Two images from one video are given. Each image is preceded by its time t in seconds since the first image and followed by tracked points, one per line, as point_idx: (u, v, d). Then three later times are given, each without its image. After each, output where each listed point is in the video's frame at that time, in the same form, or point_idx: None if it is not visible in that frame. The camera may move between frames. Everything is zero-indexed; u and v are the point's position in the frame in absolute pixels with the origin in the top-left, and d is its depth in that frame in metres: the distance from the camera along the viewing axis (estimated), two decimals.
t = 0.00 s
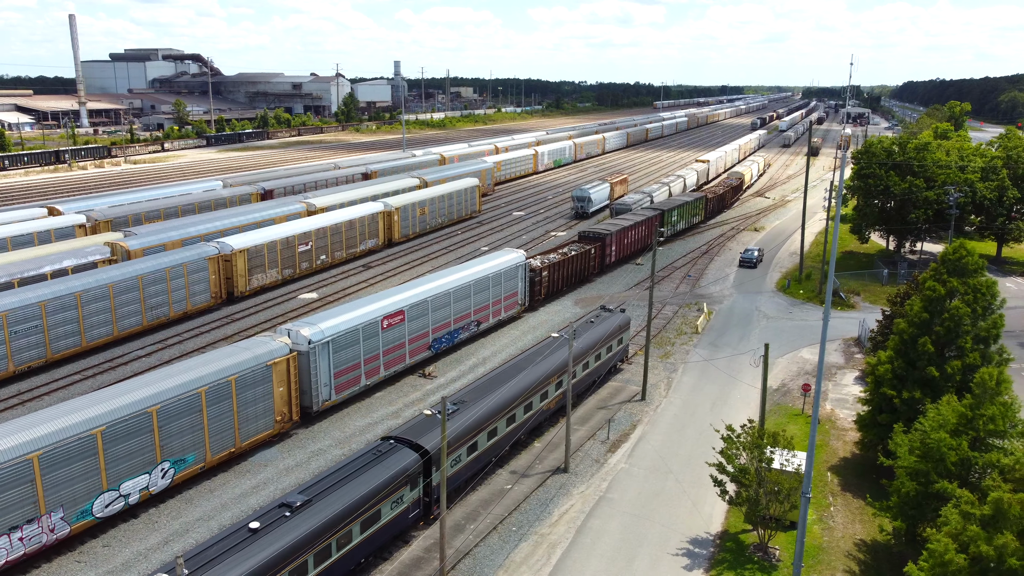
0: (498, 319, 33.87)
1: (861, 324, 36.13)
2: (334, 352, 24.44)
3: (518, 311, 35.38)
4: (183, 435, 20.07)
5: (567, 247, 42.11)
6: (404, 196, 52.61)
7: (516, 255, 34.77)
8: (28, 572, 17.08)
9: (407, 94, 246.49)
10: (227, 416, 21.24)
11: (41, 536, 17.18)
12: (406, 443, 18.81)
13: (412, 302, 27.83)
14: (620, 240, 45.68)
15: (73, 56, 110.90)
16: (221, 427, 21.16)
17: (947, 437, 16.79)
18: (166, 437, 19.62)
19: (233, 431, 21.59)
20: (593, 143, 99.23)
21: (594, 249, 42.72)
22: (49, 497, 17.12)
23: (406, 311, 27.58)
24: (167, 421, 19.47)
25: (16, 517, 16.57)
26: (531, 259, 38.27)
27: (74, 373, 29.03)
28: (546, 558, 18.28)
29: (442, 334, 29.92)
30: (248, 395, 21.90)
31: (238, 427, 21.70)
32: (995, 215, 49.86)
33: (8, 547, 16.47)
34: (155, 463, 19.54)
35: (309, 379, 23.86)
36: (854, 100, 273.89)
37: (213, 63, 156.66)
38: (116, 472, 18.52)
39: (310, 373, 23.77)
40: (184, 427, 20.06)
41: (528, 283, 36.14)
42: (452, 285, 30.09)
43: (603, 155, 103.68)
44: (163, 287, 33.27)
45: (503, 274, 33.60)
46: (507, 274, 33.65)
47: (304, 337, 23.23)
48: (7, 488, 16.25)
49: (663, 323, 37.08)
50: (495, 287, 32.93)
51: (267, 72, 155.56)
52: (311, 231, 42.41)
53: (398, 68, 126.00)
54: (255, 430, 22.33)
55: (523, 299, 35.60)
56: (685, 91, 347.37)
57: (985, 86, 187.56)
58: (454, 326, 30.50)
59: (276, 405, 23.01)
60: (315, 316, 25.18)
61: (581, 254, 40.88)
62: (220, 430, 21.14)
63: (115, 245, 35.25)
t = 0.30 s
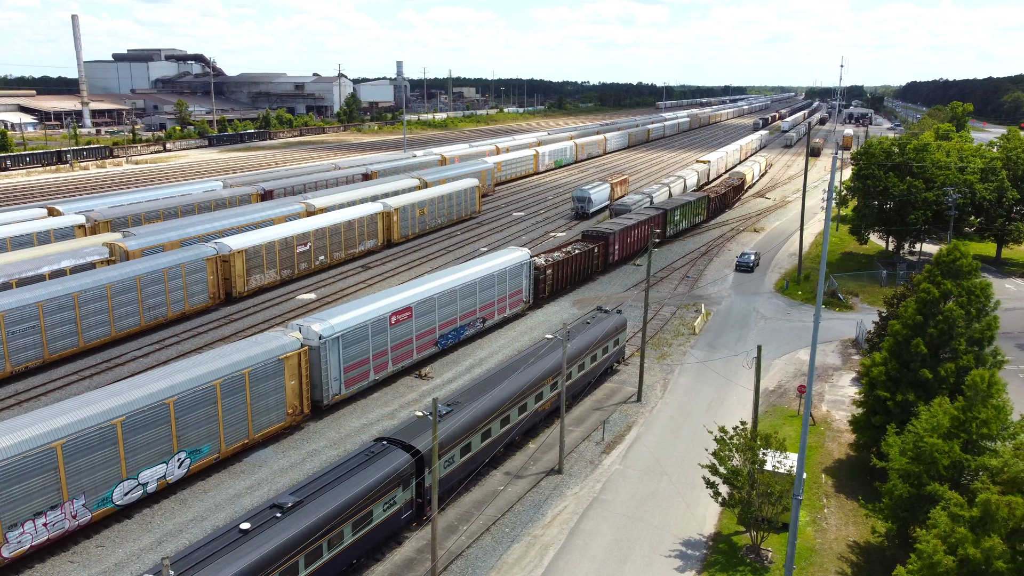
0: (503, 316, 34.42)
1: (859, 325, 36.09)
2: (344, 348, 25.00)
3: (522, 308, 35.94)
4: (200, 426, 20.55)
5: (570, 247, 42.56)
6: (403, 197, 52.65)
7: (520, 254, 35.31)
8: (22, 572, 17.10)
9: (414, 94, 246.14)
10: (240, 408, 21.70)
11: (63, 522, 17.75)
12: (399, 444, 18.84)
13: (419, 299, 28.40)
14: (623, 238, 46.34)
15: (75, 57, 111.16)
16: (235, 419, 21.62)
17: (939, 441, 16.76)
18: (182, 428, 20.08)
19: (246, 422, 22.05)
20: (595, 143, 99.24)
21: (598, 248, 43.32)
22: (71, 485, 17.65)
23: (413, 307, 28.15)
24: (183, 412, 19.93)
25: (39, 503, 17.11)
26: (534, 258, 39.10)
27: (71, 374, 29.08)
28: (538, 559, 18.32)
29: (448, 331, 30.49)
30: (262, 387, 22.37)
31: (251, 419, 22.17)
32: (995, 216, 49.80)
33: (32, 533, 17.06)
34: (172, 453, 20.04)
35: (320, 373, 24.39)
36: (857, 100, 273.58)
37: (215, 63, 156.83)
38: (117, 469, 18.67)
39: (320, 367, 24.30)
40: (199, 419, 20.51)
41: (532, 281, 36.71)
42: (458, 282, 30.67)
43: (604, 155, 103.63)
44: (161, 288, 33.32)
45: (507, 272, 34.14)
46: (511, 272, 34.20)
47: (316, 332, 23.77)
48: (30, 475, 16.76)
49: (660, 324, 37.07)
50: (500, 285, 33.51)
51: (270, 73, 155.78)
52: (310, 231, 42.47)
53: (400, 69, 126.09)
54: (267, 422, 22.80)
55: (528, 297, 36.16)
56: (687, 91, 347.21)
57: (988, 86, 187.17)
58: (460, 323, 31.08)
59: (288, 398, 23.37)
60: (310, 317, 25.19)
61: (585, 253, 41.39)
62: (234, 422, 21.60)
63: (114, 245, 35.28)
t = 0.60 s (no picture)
0: (509, 313, 35.03)
1: (858, 327, 36.00)
2: (354, 343, 25.63)
3: (528, 306, 36.59)
4: (216, 418, 21.19)
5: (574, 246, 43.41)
6: (404, 197, 52.73)
7: (526, 252, 35.88)
8: (16, 572, 17.11)
9: (418, 95, 246.04)
10: (255, 401, 22.36)
11: (87, 509, 18.38)
12: (393, 446, 18.87)
13: (427, 296, 29.02)
14: (627, 238, 47.15)
15: (79, 57, 111.39)
16: (249, 411, 22.26)
17: (931, 445, 16.79)
18: (200, 420, 20.70)
19: (260, 415, 22.70)
20: (597, 144, 99.16)
21: (602, 247, 44.15)
22: (95, 473, 18.29)
23: (422, 304, 28.77)
24: (198, 405, 20.45)
25: (65, 490, 17.76)
26: (539, 255, 39.89)
27: (70, 374, 29.12)
28: (531, 560, 18.34)
29: (455, 327, 31.13)
30: (276, 380, 23.04)
31: (265, 411, 22.81)
32: (996, 217, 49.61)
33: (57, 519, 17.73)
34: (190, 444, 20.66)
35: (331, 368, 25.05)
36: (862, 100, 272.77)
37: (219, 63, 156.88)
38: (139, 458, 19.30)
39: (331, 362, 24.94)
40: (216, 411, 21.14)
41: (538, 279, 37.34)
42: (465, 280, 31.29)
43: (606, 155, 103.52)
44: (160, 288, 33.37)
45: (513, 270, 34.74)
46: (517, 270, 34.80)
47: (327, 328, 24.39)
48: (56, 463, 17.41)
49: (659, 325, 37.04)
50: (506, 283, 34.12)
51: (274, 73, 155.95)
52: (310, 231, 42.55)
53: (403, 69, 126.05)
54: (281, 415, 23.49)
55: (533, 294, 36.82)
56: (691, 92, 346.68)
57: (993, 86, 186.48)
58: (467, 320, 31.71)
59: (300, 391, 24.09)
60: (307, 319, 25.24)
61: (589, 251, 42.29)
62: (249, 414, 22.25)
63: (114, 246, 35.32)
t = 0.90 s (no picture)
0: (515, 310, 35.54)
1: (858, 328, 35.91)
2: (366, 338, 26.13)
3: (534, 303, 37.07)
4: (233, 410, 21.69)
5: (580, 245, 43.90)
6: (405, 198, 52.79)
7: (531, 251, 36.37)
8: (12, 571, 17.08)
9: (422, 95, 246.17)
10: (270, 393, 22.84)
11: (109, 497, 18.93)
12: (388, 447, 18.83)
13: (437, 292, 29.52)
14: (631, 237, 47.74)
15: (84, 58, 111.78)
16: (264, 403, 22.76)
17: (924, 448, 16.84)
18: (216, 411, 21.21)
19: (274, 407, 23.17)
20: (600, 144, 99.08)
21: (606, 245, 44.63)
22: (117, 462, 18.84)
23: (431, 301, 29.27)
24: (193, 406, 20.46)
25: (89, 478, 18.28)
26: (545, 253, 40.39)
27: (70, 374, 29.17)
28: (526, 561, 18.36)
29: (464, 324, 31.63)
30: (290, 374, 23.53)
31: (279, 404, 23.30)
32: (997, 218, 49.42)
33: (82, 506, 18.27)
34: (207, 434, 21.19)
35: (343, 362, 25.53)
36: (867, 100, 272.15)
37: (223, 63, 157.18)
38: (158, 448, 19.84)
39: (343, 357, 25.43)
40: (232, 403, 21.66)
41: (544, 277, 37.87)
42: (473, 277, 31.78)
43: (609, 156, 103.45)
44: (160, 288, 33.43)
45: (520, 268, 35.26)
46: (524, 268, 35.33)
47: (340, 323, 24.90)
48: (81, 451, 17.94)
49: (658, 326, 36.96)
50: (513, 281, 34.61)
51: (278, 73, 156.22)
52: (310, 232, 42.62)
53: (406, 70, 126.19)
54: (295, 408, 23.93)
55: (539, 292, 37.33)
56: (695, 92, 346.34)
57: (998, 86, 185.69)
58: (475, 316, 32.20)
59: (314, 385, 24.51)
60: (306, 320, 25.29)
61: (595, 249, 42.63)
62: (263, 406, 22.73)
63: (114, 246, 35.35)
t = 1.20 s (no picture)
0: (523, 308, 36.07)
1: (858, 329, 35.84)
2: (377, 334, 26.73)
3: (541, 301, 37.60)
4: (249, 402, 22.26)
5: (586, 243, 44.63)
6: (406, 198, 52.88)
7: (539, 249, 36.89)
8: (8, 571, 17.12)
9: (426, 95, 246.33)
10: (285, 386, 23.39)
11: (131, 485, 19.51)
12: (385, 448, 18.86)
13: (446, 290, 30.09)
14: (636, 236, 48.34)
15: (90, 58, 112.15)
16: (279, 396, 23.27)
17: (918, 450, 16.91)
18: (233, 404, 21.76)
19: (289, 400, 23.73)
20: (603, 145, 98.99)
21: (612, 244, 45.24)
22: (139, 451, 19.41)
23: (440, 298, 29.86)
24: (189, 407, 20.40)
25: (112, 467, 18.86)
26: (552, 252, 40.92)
27: (70, 373, 29.27)
28: (521, 562, 18.40)
29: (472, 321, 32.19)
30: (304, 368, 24.09)
31: (294, 397, 23.84)
32: (1000, 219, 49.23)
33: (106, 494, 18.85)
34: (225, 426, 21.73)
35: (355, 357, 26.14)
36: (872, 100, 271.51)
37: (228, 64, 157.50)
38: (178, 439, 20.42)
39: (355, 352, 26.04)
40: (249, 395, 22.22)
41: (550, 275, 38.42)
42: (482, 275, 32.34)
43: (612, 156, 103.38)
44: (160, 289, 33.52)
45: (527, 266, 35.80)
46: (532, 266, 35.85)
47: (352, 319, 25.54)
48: (106, 441, 18.55)
49: (658, 328, 36.94)
50: (520, 279, 35.15)
51: (283, 74, 156.46)
52: (312, 232, 42.69)
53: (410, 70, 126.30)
54: (309, 401, 24.46)
55: (546, 290, 37.86)
56: (700, 92, 345.93)
57: (1004, 86, 185.12)
58: (483, 313, 32.77)
59: (326, 379, 25.11)
60: (306, 321, 25.40)
61: (601, 247, 43.25)
62: (279, 399, 23.27)
63: (115, 246, 35.45)
